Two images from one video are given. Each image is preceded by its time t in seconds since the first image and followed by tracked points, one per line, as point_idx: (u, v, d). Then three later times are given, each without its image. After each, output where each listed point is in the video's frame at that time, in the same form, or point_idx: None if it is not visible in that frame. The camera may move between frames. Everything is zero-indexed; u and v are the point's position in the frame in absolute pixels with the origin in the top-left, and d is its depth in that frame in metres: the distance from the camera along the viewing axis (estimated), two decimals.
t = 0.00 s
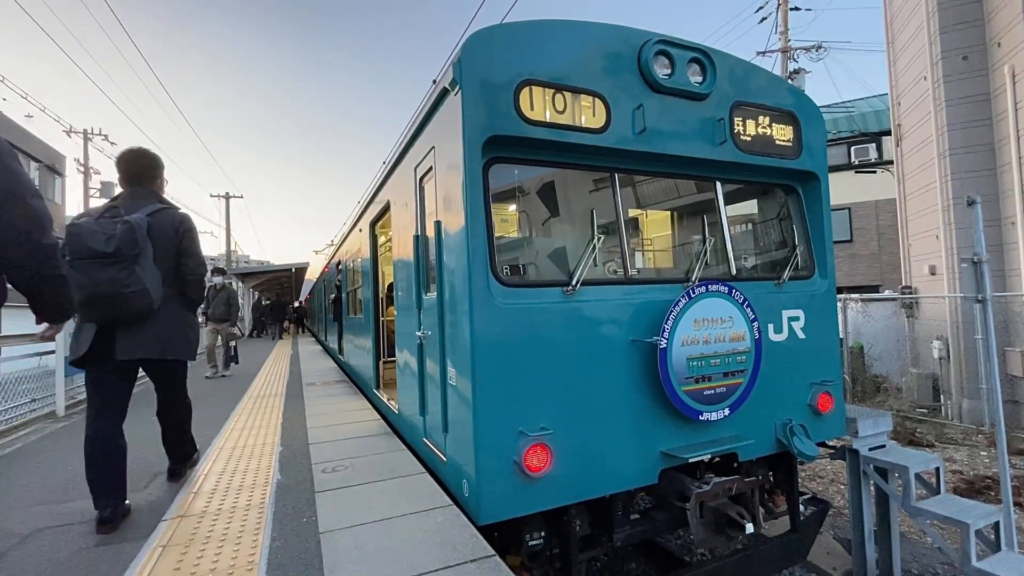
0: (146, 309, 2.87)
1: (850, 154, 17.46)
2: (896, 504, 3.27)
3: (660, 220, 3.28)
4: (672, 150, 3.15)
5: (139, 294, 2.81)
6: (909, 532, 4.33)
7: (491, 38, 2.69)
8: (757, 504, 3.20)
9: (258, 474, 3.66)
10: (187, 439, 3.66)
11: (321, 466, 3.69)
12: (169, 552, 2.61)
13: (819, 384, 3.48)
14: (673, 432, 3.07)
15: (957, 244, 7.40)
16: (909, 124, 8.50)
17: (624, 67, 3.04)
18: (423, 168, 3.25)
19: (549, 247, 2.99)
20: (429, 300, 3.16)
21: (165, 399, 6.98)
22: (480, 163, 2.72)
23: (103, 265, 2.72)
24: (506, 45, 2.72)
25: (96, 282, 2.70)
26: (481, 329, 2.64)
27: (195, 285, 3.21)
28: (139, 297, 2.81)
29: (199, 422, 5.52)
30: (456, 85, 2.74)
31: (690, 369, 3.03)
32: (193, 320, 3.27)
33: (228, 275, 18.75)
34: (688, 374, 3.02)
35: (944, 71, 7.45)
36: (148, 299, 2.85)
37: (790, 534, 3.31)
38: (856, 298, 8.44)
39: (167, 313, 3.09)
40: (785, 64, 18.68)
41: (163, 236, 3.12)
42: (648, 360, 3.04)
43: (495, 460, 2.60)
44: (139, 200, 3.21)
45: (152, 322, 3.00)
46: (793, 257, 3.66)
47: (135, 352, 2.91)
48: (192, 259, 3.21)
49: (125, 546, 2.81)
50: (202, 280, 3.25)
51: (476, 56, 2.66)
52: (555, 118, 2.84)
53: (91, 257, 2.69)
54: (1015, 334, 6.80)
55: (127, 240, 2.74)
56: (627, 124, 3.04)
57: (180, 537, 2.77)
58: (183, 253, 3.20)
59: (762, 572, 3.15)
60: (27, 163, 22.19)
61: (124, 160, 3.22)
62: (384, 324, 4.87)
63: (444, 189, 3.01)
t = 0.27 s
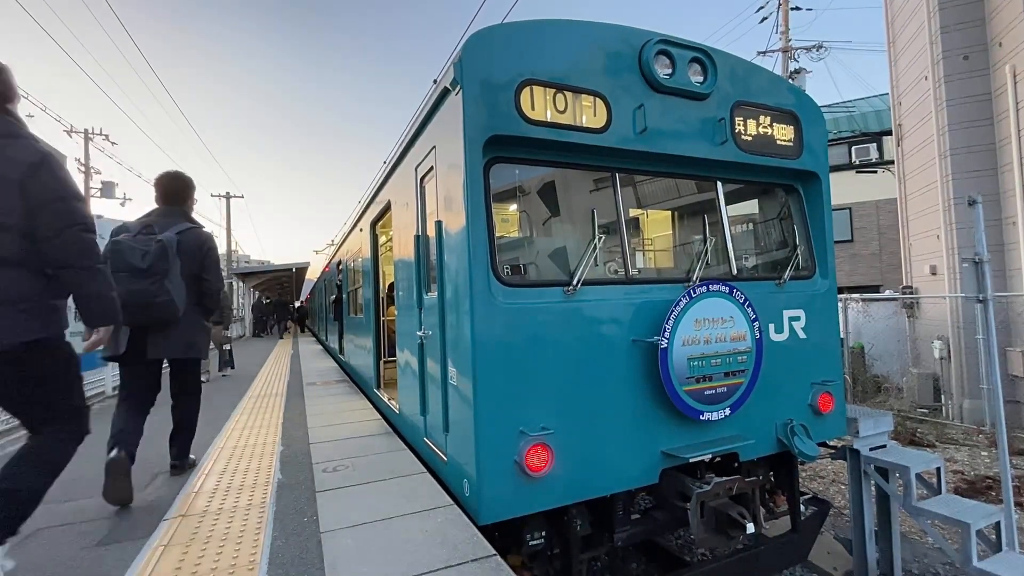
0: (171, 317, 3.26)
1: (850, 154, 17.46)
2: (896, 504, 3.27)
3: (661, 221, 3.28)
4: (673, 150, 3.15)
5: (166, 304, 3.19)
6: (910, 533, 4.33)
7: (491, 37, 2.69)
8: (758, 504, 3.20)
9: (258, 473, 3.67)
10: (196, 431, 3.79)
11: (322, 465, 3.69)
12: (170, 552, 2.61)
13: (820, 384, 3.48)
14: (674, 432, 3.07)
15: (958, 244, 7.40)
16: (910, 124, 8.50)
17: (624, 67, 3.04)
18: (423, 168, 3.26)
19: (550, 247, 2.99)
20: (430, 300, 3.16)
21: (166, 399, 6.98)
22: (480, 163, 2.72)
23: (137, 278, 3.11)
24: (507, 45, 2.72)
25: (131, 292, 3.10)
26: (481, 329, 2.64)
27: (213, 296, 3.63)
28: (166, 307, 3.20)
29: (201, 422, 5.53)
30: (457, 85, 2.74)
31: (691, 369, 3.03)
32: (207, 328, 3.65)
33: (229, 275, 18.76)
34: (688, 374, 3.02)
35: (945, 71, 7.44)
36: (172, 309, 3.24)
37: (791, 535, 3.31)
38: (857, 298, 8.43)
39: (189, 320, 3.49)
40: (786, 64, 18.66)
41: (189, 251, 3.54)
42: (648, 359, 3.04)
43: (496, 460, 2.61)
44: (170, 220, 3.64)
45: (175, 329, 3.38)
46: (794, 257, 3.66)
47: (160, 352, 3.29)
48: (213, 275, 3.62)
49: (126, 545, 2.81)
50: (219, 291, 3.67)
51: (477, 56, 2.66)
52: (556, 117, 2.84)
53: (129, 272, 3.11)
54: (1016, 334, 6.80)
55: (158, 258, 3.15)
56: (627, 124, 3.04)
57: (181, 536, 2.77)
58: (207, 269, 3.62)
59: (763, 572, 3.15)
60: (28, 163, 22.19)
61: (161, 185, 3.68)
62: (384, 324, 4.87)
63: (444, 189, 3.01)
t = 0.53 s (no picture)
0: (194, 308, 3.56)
1: (852, 154, 17.46)
2: (898, 504, 3.26)
3: (662, 220, 3.28)
4: (674, 150, 3.15)
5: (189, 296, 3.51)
6: (911, 533, 4.32)
7: (493, 37, 2.69)
8: (759, 504, 3.20)
9: (259, 473, 3.67)
10: (197, 431, 3.79)
11: (323, 465, 3.69)
12: (171, 551, 2.61)
13: (821, 384, 3.47)
14: (675, 432, 3.07)
15: (960, 244, 7.39)
16: (911, 124, 8.50)
17: (626, 67, 3.04)
18: (425, 168, 3.25)
19: (551, 247, 2.99)
20: (431, 300, 3.16)
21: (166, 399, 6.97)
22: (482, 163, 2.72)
23: (164, 273, 3.45)
24: (508, 45, 2.72)
25: (160, 286, 3.44)
26: (482, 328, 2.64)
27: (226, 292, 3.96)
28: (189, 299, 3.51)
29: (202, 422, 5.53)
30: (458, 85, 2.74)
31: (692, 369, 3.03)
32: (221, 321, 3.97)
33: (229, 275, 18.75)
34: (689, 374, 3.02)
35: (946, 70, 7.44)
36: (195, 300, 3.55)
37: (792, 534, 3.31)
38: (858, 299, 8.41)
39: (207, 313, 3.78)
40: (787, 64, 18.65)
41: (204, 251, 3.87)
42: (649, 359, 3.03)
43: (498, 459, 2.61)
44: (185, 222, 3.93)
45: (197, 320, 3.66)
46: (795, 257, 3.65)
47: (182, 340, 3.59)
48: (226, 272, 3.97)
49: (128, 545, 2.81)
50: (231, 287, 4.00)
51: (478, 56, 2.66)
52: (557, 117, 2.84)
53: (157, 267, 3.43)
54: (1017, 334, 6.79)
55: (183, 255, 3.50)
56: (628, 123, 3.04)
57: (182, 536, 2.77)
58: (219, 268, 3.96)
59: (764, 572, 3.15)
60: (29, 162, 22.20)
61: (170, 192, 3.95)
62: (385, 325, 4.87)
63: (445, 189, 3.01)
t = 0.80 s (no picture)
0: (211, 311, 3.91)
1: (853, 154, 17.46)
2: (899, 504, 3.26)
3: (663, 220, 3.28)
4: (675, 150, 3.15)
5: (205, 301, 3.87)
6: (913, 533, 4.32)
7: (495, 37, 2.69)
8: (760, 505, 3.19)
9: (260, 472, 3.67)
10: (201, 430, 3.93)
11: (324, 465, 3.68)
12: (173, 551, 2.61)
13: (822, 384, 3.47)
14: (676, 432, 3.07)
15: (961, 244, 7.39)
16: (912, 124, 8.49)
17: (627, 67, 3.04)
18: (426, 168, 3.25)
19: (552, 247, 2.99)
20: (432, 299, 3.16)
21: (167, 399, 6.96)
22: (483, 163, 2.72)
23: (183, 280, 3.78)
24: (509, 44, 2.72)
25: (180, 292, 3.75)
26: (484, 328, 2.64)
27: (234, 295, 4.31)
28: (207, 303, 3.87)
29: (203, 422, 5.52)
30: (459, 85, 2.74)
31: (693, 369, 3.03)
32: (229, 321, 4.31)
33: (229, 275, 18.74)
34: (690, 374, 3.02)
35: (948, 70, 7.43)
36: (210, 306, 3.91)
37: (793, 534, 3.30)
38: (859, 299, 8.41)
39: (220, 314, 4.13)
40: (789, 63, 18.64)
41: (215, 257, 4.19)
42: (650, 359, 3.03)
43: (499, 459, 2.61)
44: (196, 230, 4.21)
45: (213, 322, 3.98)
46: (796, 257, 3.65)
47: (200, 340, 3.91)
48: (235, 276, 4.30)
49: (129, 544, 2.81)
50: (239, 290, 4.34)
51: (479, 56, 2.66)
52: (558, 117, 2.84)
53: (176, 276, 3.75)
54: (1019, 334, 6.78)
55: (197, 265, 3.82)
56: (630, 124, 3.03)
57: (184, 535, 2.77)
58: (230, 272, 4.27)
59: (765, 572, 3.14)
60: (31, 162, 22.27)
61: (179, 206, 4.14)
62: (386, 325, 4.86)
63: (447, 188, 3.01)
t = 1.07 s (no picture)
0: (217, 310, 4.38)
1: (855, 154, 17.43)
2: (902, 504, 3.25)
3: (665, 221, 3.28)
4: (678, 150, 3.15)
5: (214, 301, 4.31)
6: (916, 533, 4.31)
7: (498, 37, 2.70)
8: (763, 505, 3.19)
9: (263, 471, 3.68)
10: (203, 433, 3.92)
11: (326, 464, 3.68)
12: (177, 550, 2.62)
13: (824, 384, 3.47)
14: (678, 432, 3.07)
15: (964, 244, 7.37)
16: (915, 124, 8.47)
17: (629, 67, 3.04)
18: (428, 168, 3.26)
19: (554, 247, 2.99)
20: (435, 299, 3.16)
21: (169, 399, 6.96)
22: (486, 163, 2.72)
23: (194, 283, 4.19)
24: (511, 45, 2.73)
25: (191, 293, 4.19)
26: (486, 328, 2.65)
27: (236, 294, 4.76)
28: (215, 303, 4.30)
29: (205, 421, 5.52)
30: (462, 85, 2.75)
31: (696, 369, 3.03)
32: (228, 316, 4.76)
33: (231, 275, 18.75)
34: (693, 374, 3.02)
35: (950, 70, 7.42)
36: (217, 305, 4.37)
37: (796, 534, 3.30)
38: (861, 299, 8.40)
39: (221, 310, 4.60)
40: (790, 63, 18.63)
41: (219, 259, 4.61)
42: (652, 359, 3.03)
43: (501, 459, 2.61)
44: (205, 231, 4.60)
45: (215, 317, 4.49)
46: (799, 257, 3.65)
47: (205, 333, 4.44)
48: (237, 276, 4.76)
49: (133, 543, 2.82)
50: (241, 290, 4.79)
51: (482, 56, 2.67)
52: (561, 117, 2.84)
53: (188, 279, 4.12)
54: (1022, 335, 6.77)
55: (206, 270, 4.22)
56: (632, 124, 3.04)
57: (188, 534, 2.78)
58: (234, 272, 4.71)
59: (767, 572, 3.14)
60: (33, 162, 22.29)
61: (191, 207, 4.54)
62: (389, 325, 4.87)
63: (449, 188, 3.02)
